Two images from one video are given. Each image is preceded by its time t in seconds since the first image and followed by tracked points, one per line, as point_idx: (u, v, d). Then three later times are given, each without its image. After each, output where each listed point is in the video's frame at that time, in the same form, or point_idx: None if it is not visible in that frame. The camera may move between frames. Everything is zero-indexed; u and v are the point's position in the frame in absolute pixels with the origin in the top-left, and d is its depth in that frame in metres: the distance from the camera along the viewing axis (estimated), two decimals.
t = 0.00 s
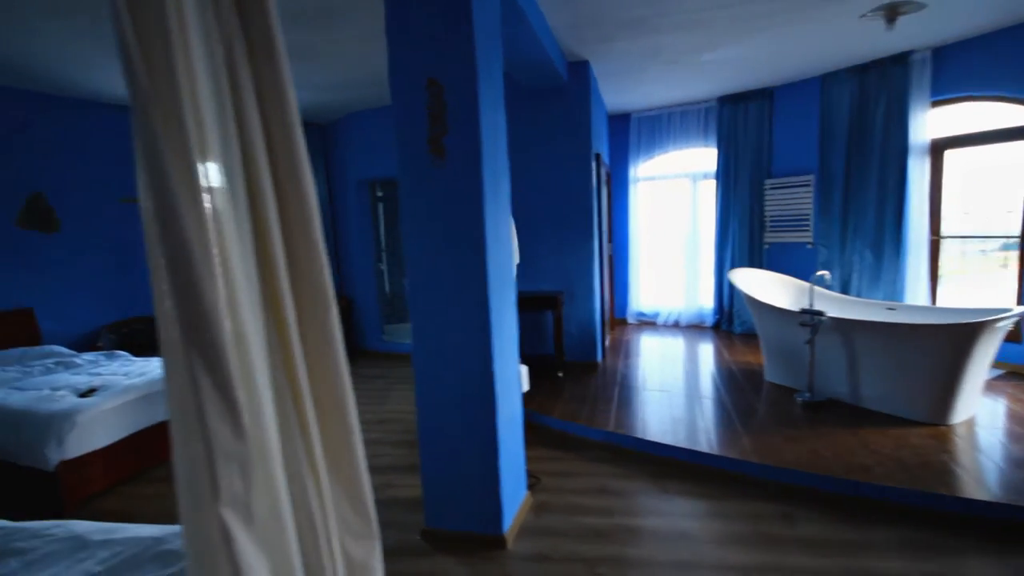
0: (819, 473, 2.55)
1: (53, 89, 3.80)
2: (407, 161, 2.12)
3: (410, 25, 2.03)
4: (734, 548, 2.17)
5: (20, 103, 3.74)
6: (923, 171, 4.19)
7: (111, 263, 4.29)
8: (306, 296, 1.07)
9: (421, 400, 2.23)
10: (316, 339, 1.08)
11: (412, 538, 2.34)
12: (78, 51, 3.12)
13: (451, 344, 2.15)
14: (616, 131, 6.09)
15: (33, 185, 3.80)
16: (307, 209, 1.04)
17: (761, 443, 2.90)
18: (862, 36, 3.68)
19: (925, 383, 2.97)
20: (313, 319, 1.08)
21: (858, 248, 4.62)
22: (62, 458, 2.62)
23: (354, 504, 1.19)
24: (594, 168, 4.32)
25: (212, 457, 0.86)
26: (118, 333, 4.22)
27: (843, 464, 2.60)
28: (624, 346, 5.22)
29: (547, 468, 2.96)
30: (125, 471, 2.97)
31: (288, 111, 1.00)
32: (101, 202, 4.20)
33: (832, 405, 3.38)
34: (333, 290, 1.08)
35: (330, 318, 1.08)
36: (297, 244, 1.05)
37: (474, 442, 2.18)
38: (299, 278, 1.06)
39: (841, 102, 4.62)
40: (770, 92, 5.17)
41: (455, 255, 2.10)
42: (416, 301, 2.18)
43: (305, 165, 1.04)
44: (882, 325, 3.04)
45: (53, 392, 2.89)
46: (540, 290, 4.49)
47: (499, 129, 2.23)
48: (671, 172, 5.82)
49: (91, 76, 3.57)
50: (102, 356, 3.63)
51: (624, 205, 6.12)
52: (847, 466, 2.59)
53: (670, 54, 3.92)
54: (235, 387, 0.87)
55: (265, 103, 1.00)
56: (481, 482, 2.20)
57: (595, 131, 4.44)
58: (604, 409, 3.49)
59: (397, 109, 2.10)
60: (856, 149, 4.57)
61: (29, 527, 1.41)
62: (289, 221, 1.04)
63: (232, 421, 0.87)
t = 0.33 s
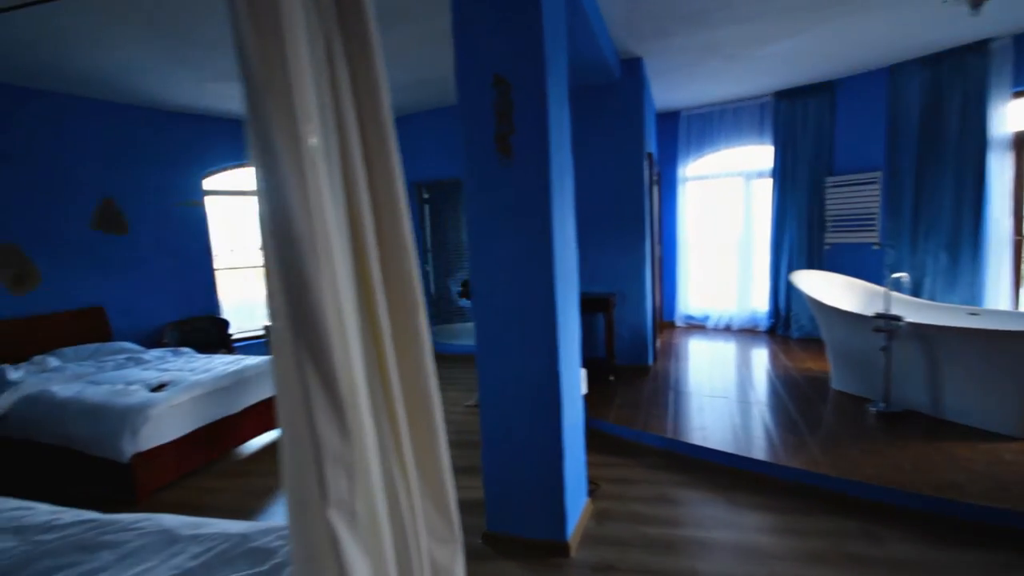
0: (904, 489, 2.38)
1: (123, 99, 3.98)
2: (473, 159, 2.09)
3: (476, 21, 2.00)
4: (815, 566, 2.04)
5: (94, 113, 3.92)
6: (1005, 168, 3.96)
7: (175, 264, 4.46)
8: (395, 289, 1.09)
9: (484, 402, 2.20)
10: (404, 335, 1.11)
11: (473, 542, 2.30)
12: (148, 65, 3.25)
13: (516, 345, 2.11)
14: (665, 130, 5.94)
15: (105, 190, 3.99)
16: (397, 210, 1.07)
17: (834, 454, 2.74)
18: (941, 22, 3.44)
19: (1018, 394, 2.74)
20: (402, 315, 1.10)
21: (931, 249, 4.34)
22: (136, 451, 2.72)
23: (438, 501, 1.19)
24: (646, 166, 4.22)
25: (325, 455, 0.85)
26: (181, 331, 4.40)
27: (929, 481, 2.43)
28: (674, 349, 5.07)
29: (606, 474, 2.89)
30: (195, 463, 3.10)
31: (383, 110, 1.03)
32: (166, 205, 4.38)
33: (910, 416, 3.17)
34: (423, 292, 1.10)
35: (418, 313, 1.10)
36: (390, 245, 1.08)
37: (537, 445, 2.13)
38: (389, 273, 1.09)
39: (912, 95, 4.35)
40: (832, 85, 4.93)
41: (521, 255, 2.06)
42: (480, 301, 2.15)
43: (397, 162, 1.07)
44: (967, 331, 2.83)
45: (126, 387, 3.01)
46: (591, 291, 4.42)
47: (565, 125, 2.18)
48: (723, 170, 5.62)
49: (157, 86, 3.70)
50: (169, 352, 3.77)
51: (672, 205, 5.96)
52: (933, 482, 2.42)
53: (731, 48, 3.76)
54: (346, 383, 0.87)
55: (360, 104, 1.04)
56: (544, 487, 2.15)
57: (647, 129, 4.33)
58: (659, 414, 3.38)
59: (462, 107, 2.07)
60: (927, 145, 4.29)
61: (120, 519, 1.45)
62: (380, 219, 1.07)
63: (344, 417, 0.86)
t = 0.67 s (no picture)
0: (987, 506, 2.22)
1: (191, 88, 4.12)
2: (538, 147, 2.04)
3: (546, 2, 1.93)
4: None
5: (163, 102, 4.06)
6: None
7: (235, 248, 4.63)
8: (475, 274, 1.07)
9: (540, 394, 2.17)
10: (482, 321, 1.09)
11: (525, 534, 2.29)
12: (218, 55, 3.35)
13: (576, 338, 2.07)
14: (723, 119, 5.71)
15: (174, 176, 4.16)
16: (479, 195, 1.05)
17: (907, 464, 2.58)
18: None
19: None
20: (479, 300, 1.08)
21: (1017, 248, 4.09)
22: (203, 425, 2.85)
23: (508, 493, 1.17)
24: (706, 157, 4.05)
25: (413, 437, 0.85)
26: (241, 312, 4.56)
27: (1016, 498, 2.25)
28: (726, 348, 4.89)
29: (658, 472, 2.82)
30: (256, 440, 3.23)
31: (469, 91, 1.02)
32: (228, 191, 4.54)
33: (991, 428, 2.95)
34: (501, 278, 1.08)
35: (496, 299, 1.09)
36: (470, 229, 1.06)
37: (594, 440, 2.09)
38: (469, 257, 1.07)
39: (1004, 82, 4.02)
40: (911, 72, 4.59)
41: (584, 246, 2.00)
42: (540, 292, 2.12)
43: (479, 142, 1.05)
44: None
45: (194, 364, 3.16)
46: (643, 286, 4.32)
47: (633, 112, 2.10)
48: (784, 162, 5.36)
49: (222, 76, 3.81)
50: (231, 332, 3.93)
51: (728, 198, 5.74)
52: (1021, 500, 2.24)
53: (805, 31, 3.53)
54: (434, 365, 0.86)
55: (445, 85, 1.02)
56: (600, 482, 2.11)
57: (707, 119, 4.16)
58: (714, 413, 3.27)
59: (529, 93, 2.02)
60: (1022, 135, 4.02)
61: (196, 491, 1.51)
62: (460, 201, 1.06)
63: (431, 399, 0.86)
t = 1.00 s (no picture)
0: None
1: (268, 90, 4.34)
2: (609, 142, 1.98)
3: None
4: None
5: (243, 103, 4.30)
6: None
7: (305, 242, 4.86)
8: (554, 268, 1.06)
9: (604, 395, 2.11)
10: (562, 318, 1.07)
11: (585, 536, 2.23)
12: (295, 59, 3.51)
13: (643, 339, 1.99)
14: (798, 113, 5.39)
15: (252, 174, 4.41)
16: (561, 189, 1.03)
17: (1011, 489, 2.33)
18: None
19: None
20: (558, 296, 1.07)
21: None
22: (276, 410, 3.01)
23: (581, 496, 1.14)
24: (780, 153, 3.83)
25: (497, 433, 0.84)
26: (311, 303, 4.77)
27: None
28: (796, 354, 4.62)
29: (724, 483, 2.69)
30: (322, 427, 3.36)
31: (553, 83, 0.99)
32: (300, 188, 4.77)
33: None
34: (581, 274, 1.06)
35: (575, 295, 1.06)
36: (552, 226, 1.04)
37: (661, 446, 2.00)
38: (549, 253, 1.05)
39: None
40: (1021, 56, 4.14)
41: (654, 245, 1.92)
42: (606, 291, 2.06)
43: (562, 136, 1.02)
44: None
45: (268, 351, 3.33)
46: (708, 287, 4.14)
47: (710, 105, 1.99)
48: (867, 158, 4.99)
49: (297, 78, 3.99)
50: (301, 322, 4.12)
51: (802, 197, 5.42)
52: None
53: (897, 16, 3.26)
54: (519, 361, 0.85)
55: (530, 78, 1.01)
56: (666, 489, 2.02)
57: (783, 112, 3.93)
58: (785, 423, 3.09)
59: (600, 87, 1.97)
60: None
61: (276, 473, 1.58)
62: (542, 195, 1.04)
63: (515, 395, 0.85)
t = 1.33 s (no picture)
0: None
1: (330, 87, 4.49)
2: (672, 131, 1.90)
3: None
4: None
5: (307, 100, 4.47)
6: None
7: (362, 235, 5.01)
8: (622, 260, 1.03)
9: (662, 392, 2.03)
10: (630, 311, 1.04)
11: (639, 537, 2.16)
12: (356, 57, 3.61)
13: (705, 335, 1.90)
14: (875, 98, 5.02)
15: (315, 168, 4.58)
16: (631, 180, 1.00)
17: None
18: None
19: None
20: (625, 290, 1.04)
21: None
22: (337, 395, 3.14)
23: (643, 495, 1.11)
24: (856, 141, 3.59)
25: (565, 424, 0.83)
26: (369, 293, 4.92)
27: None
28: (868, 356, 4.33)
29: (787, 489, 2.56)
30: (377, 413, 3.46)
31: (625, 66, 0.96)
32: (359, 182, 4.92)
33: None
34: (649, 268, 1.03)
35: (642, 286, 1.03)
36: (620, 218, 1.02)
37: (722, 447, 1.91)
38: (617, 242, 1.02)
39: None
40: None
41: (720, 237, 1.83)
42: (666, 285, 1.98)
43: (633, 122, 0.99)
44: None
45: (330, 339, 3.48)
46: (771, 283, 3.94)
47: (783, 89, 1.88)
48: (954, 145, 4.59)
49: (358, 76, 4.11)
50: (359, 312, 4.26)
51: (877, 188, 5.06)
52: None
53: None
54: (588, 351, 0.84)
55: (601, 64, 0.98)
56: (726, 492, 1.92)
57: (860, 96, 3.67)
58: (856, 428, 2.91)
59: (665, 72, 1.89)
60: None
61: (341, 456, 1.64)
62: (611, 186, 1.01)
63: (583, 387, 0.84)
